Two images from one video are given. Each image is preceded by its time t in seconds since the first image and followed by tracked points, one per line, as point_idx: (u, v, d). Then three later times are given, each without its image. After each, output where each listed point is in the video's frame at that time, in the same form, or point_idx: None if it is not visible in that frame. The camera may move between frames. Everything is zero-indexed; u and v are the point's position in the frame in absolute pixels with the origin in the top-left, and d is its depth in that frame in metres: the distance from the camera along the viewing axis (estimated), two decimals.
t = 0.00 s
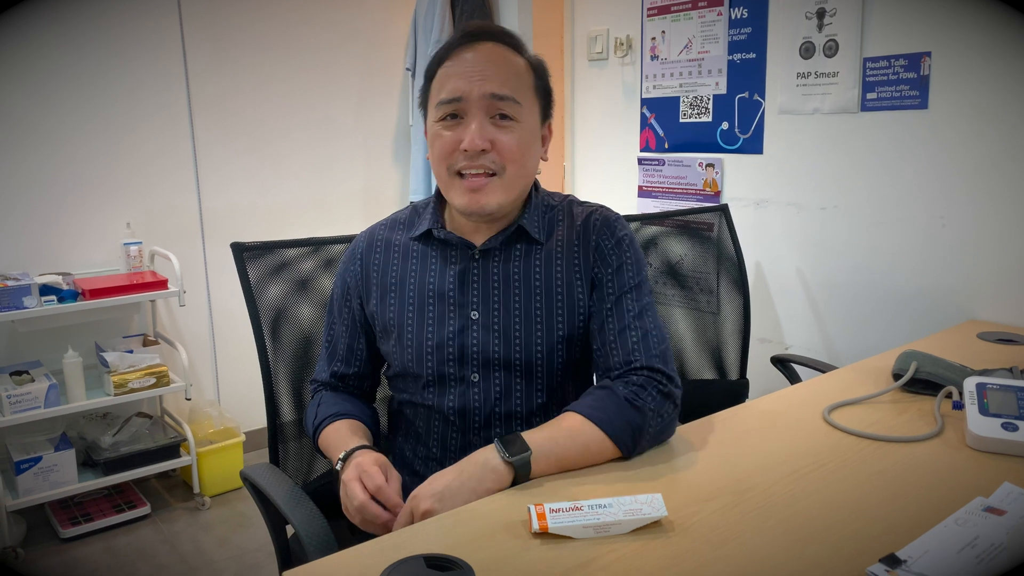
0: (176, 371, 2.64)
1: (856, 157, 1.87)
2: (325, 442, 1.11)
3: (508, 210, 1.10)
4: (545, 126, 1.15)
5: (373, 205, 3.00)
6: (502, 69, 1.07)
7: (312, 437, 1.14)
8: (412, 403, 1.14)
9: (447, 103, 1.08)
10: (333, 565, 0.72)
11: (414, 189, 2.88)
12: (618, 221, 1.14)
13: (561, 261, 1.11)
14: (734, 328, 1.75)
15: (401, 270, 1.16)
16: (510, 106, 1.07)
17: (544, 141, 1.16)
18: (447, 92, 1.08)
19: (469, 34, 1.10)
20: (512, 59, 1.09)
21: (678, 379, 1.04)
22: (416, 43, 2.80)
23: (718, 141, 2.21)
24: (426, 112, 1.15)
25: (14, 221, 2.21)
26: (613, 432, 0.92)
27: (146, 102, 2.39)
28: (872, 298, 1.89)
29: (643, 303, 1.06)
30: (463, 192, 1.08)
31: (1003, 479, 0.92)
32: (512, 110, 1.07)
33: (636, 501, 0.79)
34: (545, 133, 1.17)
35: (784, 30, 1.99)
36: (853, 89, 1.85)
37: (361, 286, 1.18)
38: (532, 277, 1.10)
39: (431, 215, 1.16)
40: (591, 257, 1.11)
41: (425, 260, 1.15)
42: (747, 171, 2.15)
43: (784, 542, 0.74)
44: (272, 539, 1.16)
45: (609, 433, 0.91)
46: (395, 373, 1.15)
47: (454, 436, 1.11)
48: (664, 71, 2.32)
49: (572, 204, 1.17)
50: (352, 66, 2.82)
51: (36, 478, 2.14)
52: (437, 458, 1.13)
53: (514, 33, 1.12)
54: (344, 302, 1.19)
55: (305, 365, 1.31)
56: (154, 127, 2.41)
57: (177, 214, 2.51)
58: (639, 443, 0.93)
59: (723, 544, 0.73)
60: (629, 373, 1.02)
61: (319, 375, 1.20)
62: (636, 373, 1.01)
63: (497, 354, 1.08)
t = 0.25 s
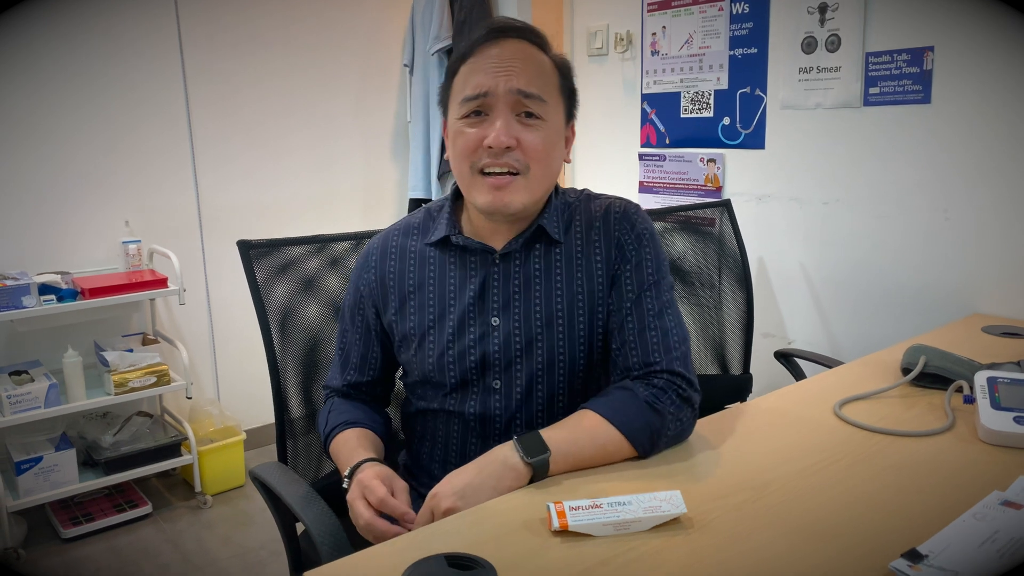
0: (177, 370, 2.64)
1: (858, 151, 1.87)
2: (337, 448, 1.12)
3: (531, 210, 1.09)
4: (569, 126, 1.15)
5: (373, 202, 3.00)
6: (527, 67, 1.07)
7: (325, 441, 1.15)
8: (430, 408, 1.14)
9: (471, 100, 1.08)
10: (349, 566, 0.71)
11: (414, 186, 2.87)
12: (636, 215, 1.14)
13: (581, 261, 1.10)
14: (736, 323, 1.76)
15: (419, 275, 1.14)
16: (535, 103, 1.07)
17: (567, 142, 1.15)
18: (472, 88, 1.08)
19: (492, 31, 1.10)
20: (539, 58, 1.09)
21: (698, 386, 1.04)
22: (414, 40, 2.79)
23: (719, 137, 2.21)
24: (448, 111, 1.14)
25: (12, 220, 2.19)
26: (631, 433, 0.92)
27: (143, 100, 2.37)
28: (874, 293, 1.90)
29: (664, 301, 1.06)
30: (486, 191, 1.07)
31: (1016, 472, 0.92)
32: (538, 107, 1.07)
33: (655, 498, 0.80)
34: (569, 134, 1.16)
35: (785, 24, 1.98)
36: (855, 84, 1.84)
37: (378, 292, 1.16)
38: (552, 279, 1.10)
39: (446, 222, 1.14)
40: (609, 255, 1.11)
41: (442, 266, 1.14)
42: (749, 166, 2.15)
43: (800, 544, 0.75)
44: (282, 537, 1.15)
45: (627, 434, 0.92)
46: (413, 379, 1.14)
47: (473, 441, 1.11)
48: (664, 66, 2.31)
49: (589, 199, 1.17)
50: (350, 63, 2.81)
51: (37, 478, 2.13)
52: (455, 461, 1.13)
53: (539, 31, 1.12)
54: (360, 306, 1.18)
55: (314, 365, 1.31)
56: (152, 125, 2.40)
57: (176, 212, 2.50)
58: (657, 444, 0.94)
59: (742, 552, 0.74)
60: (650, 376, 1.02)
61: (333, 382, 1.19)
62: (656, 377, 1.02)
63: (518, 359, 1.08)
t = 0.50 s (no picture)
0: (174, 369, 2.62)
1: (858, 145, 1.85)
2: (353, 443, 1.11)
3: (558, 210, 1.10)
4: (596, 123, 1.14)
5: (368, 198, 2.99)
6: (557, 64, 1.07)
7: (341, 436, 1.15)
8: (453, 404, 1.15)
9: (500, 96, 1.07)
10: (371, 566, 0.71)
11: (410, 182, 2.86)
12: (660, 209, 1.15)
13: (606, 258, 1.12)
14: (736, 317, 1.76)
15: (442, 274, 1.15)
16: (565, 101, 1.07)
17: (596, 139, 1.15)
18: (501, 85, 1.07)
19: (519, 27, 1.09)
20: (568, 54, 1.08)
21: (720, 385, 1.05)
22: (409, 34, 2.81)
23: (718, 131, 2.19)
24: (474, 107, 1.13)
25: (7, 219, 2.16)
26: (655, 433, 0.93)
27: (138, 96, 2.34)
28: (873, 288, 1.90)
29: (687, 297, 1.08)
30: (515, 191, 1.07)
31: None
32: (567, 105, 1.07)
33: (681, 493, 0.82)
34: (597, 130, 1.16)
35: (784, 19, 1.96)
36: (856, 78, 1.82)
37: (401, 290, 1.17)
38: (577, 277, 1.11)
39: (471, 220, 1.15)
40: (633, 250, 1.12)
41: (467, 263, 1.14)
42: (749, 160, 2.13)
43: (826, 539, 0.76)
44: (294, 538, 1.13)
45: (651, 433, 0.93)
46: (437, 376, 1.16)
47: (494, 435, 1.13)
48: (664, 61, 2.28)
49: (613, 194, 1.18)
50: (343, 58, 2.79)
51: (35, 479, 2.11)
52: (476, 454, 1.15)
53: (567, 26, 1.12)
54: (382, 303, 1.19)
55: (325, 365, 1.30)
56: (146, 121, 2.37)
57: (171, 210, 2.48)
58: (679, 444, 0.95)
59: (767, 548, 0.75)
60: (674, 374, 1.04)
61: (352, 378, 1.19)
62: (681, 376, 1.03)
63: (543, 356, 1.10)
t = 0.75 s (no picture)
0: (165, 369, 2.60)
1: (850, 140, 1.84)
2: (359, 418, 1.09)
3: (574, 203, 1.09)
4: (611, 115, 1.14)
5: (359, 195, 2.97)
6: (572, 55, 1.06)
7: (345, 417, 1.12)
8: (462, 399, 1.16)
9: (514, 90, 1.07)
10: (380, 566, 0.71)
11: (401, 179, 2.86)
12: (677, 202, 1.18)
13: (621, 250, 1.14)
14: (729, 312, 1.76)
15: (457, 263, 1.16)
16: (579, 93, 1.06)
17: (610, 131, 1.14)
18: (516, 78, 1.07)
19: (534, 18, 1.09)
20: (582, 46, 1.08)
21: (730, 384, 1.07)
22: (399, 29, 2.80)
23: (712, 128, 2.18)
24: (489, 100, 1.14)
25: None
26: (666, 429, 0.96)
27: (125, 93, 2.31)
28: (868, 281, 1.88)
29: (701, 291, 1.10)
30: (529, 186, 1.06)
31: None
32: (581, 98, 1.07)
33: (694, 489, 0.84)
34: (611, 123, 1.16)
35: (777, 14, 1.95)
36: (850, 74, 1.81)
37: (415, 279, 1.18)
38: (592, 267, 1.13)
39: (488, 207, 1.16)
40: (649, 243, 1.14)
41: (482, 252, 1.16)
42: (743, 155, 2.11)
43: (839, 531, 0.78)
44: (296, 534, 1.11)
45: (661, 429, 0.96)
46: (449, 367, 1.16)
47: (505, 432, 1.14)
48: (656, 57, 2.28)
49: (629, 188, 1.21)
50: (332, 54, 2.76)
51: (24, 482, 2.07)
52: (485, 452, 1.15)
53: (580, 18, 1.11)
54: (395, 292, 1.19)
55: (326, 366, 1.29)
56: (133, 118, 2.33)
57: (159, 208, 2.45)
58: (689, 439, 0.98)
59: (780, 544, 0.77)
60: (686, 369, 1.06)
61: (359, 366, 1.17)
62: (692, 371, 1.05)
63: (556, 348, 1.11)
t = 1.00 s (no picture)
0: (152, 370, 2.57)
1: (841, 139, 1.85)
2: (379, 397, 1.02)
3: (580, 198, 1.09)
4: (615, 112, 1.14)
5: (347, 194, 2.96)
6: (577, 53, 1.06)
7: (354, 403, 1.06)
8: (463, 398, 1.14)
9: (520, 88, 1.07)
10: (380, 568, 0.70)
11: (390, 178, 2.85)
12: (681, 201, 1.20)
13: (626, 247, 1.14)
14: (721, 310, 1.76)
15: (462, 261, 1.15)
16: (585, 90, 1.06)
17: (615, 128, 1.14)
18: (522, 76, 1.06)
19: (540, 17, 1.09)
20: (587, 43, 1.08)
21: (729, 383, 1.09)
22: (388, 27, 2.79)
23: (703, 126, 2.18)
24: (494, 98, 1.13)
25: None
26: (665, 428, 0.97)
27: (112, 91, 2.28)
28: (859, 279, 1.89)
29: (703, 289, 1.12)
30: (538, 180, 1.05)
31: None
32: (588, 95, 1.06)
33: (695, 489, 0.84)
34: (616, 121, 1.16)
35: (768, 14, 1.96)
36: (841, 73, 1.82)
37: (421, 271, 1.16)
38: (597, 264, 1.13)
39: (496, 203, 1.15)
40: (653, 242, 1.16)
41: (488, 247, 1.15)
42: (733, 155, 2.12)
43: (839, 529, 0.79)
44: (291, 538, 1.09)
45: (660, 429, 0.97)
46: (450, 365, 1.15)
47: (506, 434, 1.12)
48: (647, 56, 2.28)
49: (633, 187, 1.22)
50: (320, 52, 2.74)
51: (9, 485, 2.03)
52: (485, 452, 1.13)
53: (585, 15, 1.12)
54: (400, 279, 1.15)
55: (320, 367, 1.28)
56: (120, 117, 2.30)
57: (146, 208, 2.42)
58: (688, 439, 0.99)
59: (780, 542, 0.77)
60: (686, 367, 1.07)
61: (362, 353, 1.12)
62: (692, 370, 1.06)
63: (560, 345, 1.11)
